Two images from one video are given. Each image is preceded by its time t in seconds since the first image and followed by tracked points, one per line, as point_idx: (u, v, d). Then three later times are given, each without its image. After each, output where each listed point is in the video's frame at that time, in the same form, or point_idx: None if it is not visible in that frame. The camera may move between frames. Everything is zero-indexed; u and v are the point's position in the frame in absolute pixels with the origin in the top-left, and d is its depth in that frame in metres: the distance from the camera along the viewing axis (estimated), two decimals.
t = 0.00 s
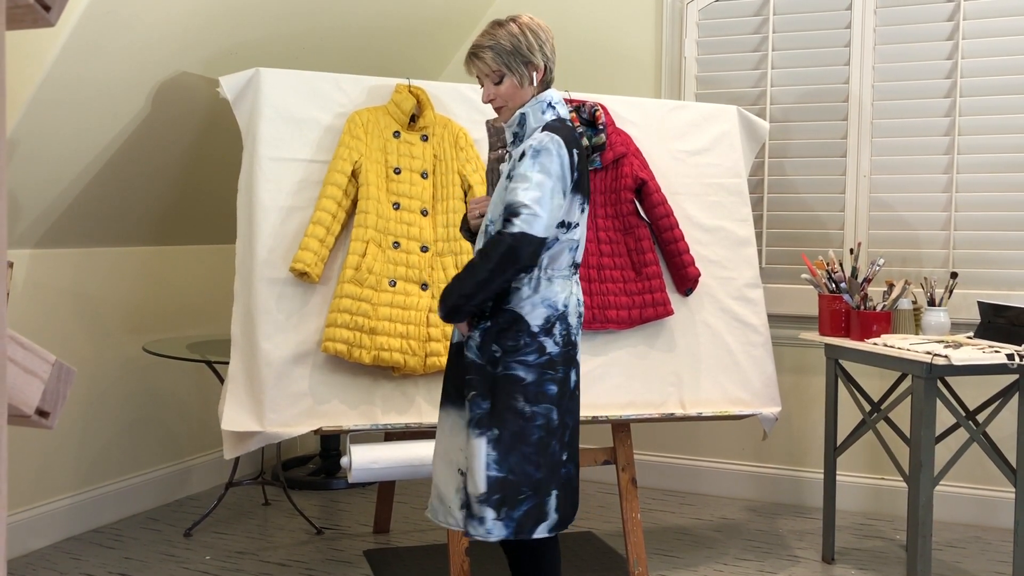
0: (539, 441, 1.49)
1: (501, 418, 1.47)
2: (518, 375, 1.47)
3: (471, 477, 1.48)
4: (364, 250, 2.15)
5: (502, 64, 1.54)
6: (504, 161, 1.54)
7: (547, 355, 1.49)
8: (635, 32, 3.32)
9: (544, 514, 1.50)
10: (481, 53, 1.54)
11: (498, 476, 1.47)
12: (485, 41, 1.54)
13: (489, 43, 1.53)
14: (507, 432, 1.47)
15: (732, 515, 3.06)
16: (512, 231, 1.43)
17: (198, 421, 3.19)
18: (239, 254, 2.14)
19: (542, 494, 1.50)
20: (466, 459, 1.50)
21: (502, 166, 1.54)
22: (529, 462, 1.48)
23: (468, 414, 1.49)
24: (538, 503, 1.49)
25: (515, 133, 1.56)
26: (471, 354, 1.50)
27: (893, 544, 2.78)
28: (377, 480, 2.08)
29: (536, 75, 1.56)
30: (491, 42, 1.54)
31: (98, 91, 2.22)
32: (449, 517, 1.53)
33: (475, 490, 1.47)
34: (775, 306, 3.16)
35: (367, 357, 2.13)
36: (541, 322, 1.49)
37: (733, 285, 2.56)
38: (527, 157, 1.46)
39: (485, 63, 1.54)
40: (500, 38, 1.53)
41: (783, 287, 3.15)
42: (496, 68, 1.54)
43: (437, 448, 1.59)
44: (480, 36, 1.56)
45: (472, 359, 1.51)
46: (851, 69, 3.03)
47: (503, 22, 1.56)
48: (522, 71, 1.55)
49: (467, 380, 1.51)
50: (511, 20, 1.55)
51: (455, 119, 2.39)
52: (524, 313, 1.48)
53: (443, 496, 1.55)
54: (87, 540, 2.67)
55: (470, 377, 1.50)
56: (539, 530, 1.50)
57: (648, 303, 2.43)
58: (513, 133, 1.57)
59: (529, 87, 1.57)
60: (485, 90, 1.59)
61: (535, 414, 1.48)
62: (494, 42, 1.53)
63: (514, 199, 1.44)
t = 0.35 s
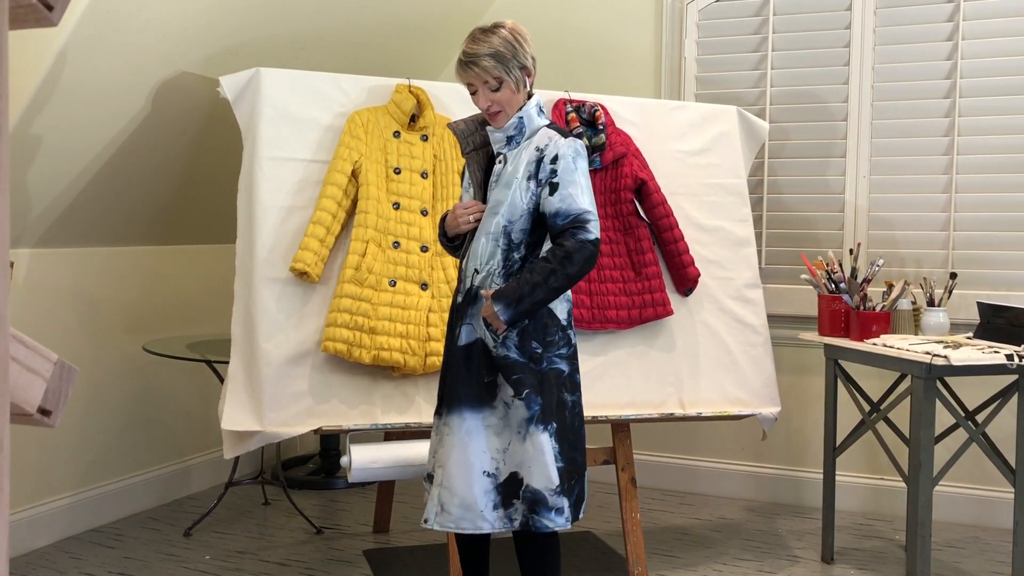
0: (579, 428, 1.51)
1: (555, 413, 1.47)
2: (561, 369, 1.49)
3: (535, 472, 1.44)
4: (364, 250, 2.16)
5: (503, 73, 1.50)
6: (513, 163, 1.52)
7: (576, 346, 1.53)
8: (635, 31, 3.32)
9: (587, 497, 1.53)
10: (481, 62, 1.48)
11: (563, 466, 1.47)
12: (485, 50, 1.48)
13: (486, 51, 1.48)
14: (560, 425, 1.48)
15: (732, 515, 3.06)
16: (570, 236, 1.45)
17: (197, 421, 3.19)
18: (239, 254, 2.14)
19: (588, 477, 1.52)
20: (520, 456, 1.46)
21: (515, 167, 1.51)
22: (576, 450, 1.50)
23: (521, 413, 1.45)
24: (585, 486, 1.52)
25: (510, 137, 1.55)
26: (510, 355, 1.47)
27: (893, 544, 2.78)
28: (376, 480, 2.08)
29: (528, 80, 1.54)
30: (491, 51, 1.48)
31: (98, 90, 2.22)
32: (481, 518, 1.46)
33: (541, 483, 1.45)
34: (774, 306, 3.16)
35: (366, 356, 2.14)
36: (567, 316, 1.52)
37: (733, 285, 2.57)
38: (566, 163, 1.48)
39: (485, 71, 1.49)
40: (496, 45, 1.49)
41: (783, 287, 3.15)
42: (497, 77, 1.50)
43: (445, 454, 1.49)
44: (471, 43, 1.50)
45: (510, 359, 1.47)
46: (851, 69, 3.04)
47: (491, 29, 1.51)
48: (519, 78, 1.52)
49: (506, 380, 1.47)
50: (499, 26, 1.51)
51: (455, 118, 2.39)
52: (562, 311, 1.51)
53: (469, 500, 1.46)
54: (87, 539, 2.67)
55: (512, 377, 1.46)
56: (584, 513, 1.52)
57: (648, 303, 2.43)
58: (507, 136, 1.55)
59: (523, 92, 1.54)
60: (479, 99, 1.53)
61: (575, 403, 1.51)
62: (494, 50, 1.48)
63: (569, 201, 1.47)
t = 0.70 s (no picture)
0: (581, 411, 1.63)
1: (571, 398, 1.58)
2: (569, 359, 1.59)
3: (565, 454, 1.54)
4: (364, 250, 2.16)
5: (505, 79, 1.52)
6: (519, 163, 1.56)
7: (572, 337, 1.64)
8: (636, 32, 3.32)
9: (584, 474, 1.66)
10: (485, 66, 1.50)
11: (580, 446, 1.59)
12: (488, 55, 1.50)
13: (491, 56, 1.50)
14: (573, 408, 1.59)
15: (733, 516, 3.05)
16: (585, 235, 1.55)
17: (198, 421, 3.19)
18: (239, 254, 2.14)
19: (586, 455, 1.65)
20: (548, 441, 1.54)
21: (523, 169, 1.55)
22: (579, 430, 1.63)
23: (549, 401, 1.54)
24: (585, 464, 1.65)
25: (507, 141, 1.56)
26: (533, 347, 1.54)
27: (894, 545, 2.78)
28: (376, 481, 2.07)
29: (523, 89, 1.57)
30: (495, 56, 1.50)
31: (98, 91, 2.22)
32: (513, 504, 1.51)
33: (569, 463, 1.56)
34: (776, 307, 3.16)
35: (367, 357, 2.14)
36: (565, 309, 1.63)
37: (734, 285, 2.56)
38: (576, 168, 1.58)
39: (489, 75, 1.50)
40: (498, 52, 1.51)
41: (784, 287, 3.15)
42: (499, 82, 1.51)
43: (473, 446, 1.51)
44: (472, 49, 1.51)
45: (534, 353, 1.53)
46: (852, 70, 3.03)
47: (490, 37, 1.53)
48: (516, 85, 1.55)
49: (530, 373, 1.53)
50: (495, 33, 1.54)
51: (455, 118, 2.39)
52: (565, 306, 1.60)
53: (502, 490, 1.51)
54: (87, 539, 2.67)
55: (539, 369, 1.53)
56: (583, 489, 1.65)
57: (649, 304, 2.43)
58: (504, 140, 1.56)
59: (518, 100, 1.57)
60: (477, 104, 1.53)
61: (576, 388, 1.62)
62: (497, 57, 1.50)
63: (582, 204, 1.56)
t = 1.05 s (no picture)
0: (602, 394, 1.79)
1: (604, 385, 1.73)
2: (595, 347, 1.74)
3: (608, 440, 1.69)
4: (364, 250, 2.15)
5: (534, 69, 1.65)
6: (542, 162, 1.68)
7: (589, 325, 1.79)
8: (636, 31, 3.31)
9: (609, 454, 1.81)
10: (521, 53, 1.62)
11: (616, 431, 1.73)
12: (524, 44, 1.63)
13: (526, 44, 1.63)
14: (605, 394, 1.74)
15: (734, 515, 3.05)
16: (611, 231, 1.71)
17: (198, 421, 3.19)
18: (239, 254, 2.14)
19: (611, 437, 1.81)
20: (593, 430, 1.67)
21: (549, 169, 1.68)
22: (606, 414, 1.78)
23: (593, 392, 1.67)
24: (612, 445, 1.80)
25: (528, 137, 1.68)
26: (574, 342, 1.66)
27: (895, 544, 2.78)
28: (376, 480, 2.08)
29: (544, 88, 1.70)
30: (530, 46, 1.63)
31: (98, 90, 2.22)
32: (568, 496, 1.63)
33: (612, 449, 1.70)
34: (777, 306, 3.15)
35: (367, 357, 2.13)
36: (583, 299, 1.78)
37: (734, 284, 2.56)
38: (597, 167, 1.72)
39: (522, 60, 1.62)
40: (533, 45, 1.65)
41: (785, 287, 3.15)
42: (529, 70, 1.64)
43: (529, 445, 1.61)
44: (510, 36, 1.64)
45: (574, 347, 1.66)
46: (852, 69, 3.03)
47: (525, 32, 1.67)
48: (541, 81, 1.68)
49: (574, 367, 1.65)
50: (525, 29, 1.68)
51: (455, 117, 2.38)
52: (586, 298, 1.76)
53: (559, 486, 1.62)
54: (87, 539, 2.67)
55: (582, 364, 1.67)
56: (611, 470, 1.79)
57: (649, 303, 2.43)
58: (525, 136, 1.67)
59: (537, 97, 1.70)
60: (507, 87, 1.65)
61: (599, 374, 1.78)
62: (531, 47, 1.64)
63: (606, 202, 1.72)
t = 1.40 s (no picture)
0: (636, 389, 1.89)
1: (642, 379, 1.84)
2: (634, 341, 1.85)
3: (650, 437, 1.79)
4: (365, 250, 2.15)
5: (583, 72, 1.67)
6: (591, 164, 1.74)
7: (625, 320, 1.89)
8: (636, 31, 3.32)
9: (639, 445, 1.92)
10: (572, 57, 1.65)
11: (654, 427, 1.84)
12: (573, 48, 1.66)
13: (575, 48, 1.66)
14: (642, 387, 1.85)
15: (734, 514, 3.05)
16: (650, 230, 1.81)
17: (199, 421, 3.19)
18: (239, 253, 2.14)
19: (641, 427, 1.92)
20: (639, 428, 1.77)
21: (599, 171, 1.74)
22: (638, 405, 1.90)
23: (640, 390, 1.77)
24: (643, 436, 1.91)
25: (577, 138, 1.71)
26: (624, 342, 1.76)
27: (895, 544, 2.78)
28: (377, 480, 2.08)
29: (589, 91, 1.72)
30: (579, 50, 1.66)
31: (100, 91, 2.22)
32: (614, 491, 1.73)
33: (655, 446, 1.80)
34: (777, 305, 3.16)
35: (367, 357, 2.13)
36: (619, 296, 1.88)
37: (734, 284, 2.56)
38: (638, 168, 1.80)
39: (572, 63, 1.65)
40: (584, 49, 1.67)
41: (785, 286, 3.15)
42: (578, 74, 1.66)
43: (582, 443, 1.69)
44: (559, 40, 1.66)
45: (625, 347, 1.76)
46: (853, 68, 3.03)
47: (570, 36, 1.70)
48: (588, 84, 1.70)
49: (625, 367, 1.75)
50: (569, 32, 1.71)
51: (455, 117, 2.38)
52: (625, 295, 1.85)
53: (605, 482, 1.71)
54: (89, 540, 2.67)
55: (630, 363, 1.76)
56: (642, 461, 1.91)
57: (649, 302, 2.43)
58: (574, 138, 1.71)
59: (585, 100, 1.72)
60: (556, 90, 1.66)
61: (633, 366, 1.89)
62: (580, 51, 1.66)
63: (647, 204, 1.81)
